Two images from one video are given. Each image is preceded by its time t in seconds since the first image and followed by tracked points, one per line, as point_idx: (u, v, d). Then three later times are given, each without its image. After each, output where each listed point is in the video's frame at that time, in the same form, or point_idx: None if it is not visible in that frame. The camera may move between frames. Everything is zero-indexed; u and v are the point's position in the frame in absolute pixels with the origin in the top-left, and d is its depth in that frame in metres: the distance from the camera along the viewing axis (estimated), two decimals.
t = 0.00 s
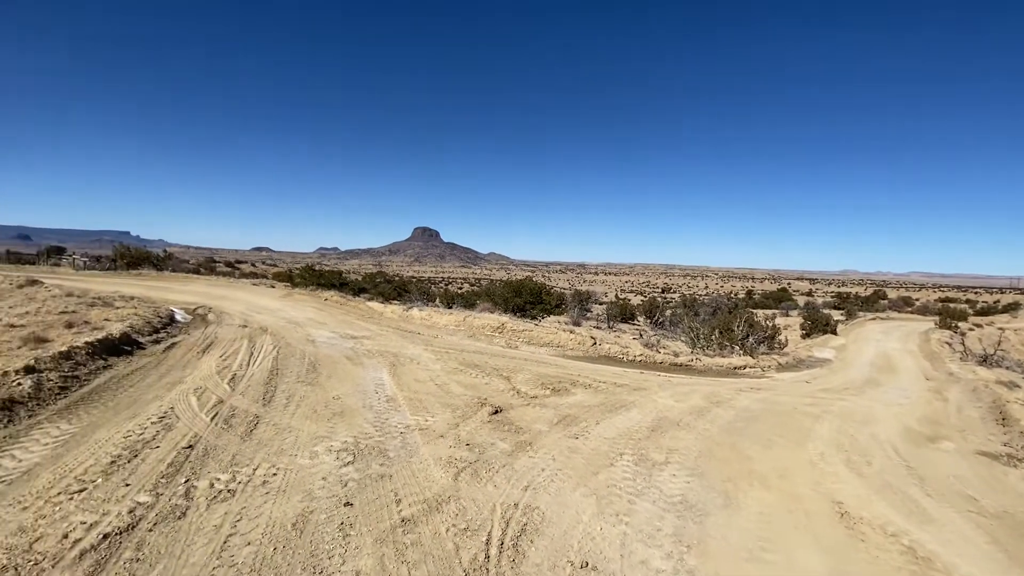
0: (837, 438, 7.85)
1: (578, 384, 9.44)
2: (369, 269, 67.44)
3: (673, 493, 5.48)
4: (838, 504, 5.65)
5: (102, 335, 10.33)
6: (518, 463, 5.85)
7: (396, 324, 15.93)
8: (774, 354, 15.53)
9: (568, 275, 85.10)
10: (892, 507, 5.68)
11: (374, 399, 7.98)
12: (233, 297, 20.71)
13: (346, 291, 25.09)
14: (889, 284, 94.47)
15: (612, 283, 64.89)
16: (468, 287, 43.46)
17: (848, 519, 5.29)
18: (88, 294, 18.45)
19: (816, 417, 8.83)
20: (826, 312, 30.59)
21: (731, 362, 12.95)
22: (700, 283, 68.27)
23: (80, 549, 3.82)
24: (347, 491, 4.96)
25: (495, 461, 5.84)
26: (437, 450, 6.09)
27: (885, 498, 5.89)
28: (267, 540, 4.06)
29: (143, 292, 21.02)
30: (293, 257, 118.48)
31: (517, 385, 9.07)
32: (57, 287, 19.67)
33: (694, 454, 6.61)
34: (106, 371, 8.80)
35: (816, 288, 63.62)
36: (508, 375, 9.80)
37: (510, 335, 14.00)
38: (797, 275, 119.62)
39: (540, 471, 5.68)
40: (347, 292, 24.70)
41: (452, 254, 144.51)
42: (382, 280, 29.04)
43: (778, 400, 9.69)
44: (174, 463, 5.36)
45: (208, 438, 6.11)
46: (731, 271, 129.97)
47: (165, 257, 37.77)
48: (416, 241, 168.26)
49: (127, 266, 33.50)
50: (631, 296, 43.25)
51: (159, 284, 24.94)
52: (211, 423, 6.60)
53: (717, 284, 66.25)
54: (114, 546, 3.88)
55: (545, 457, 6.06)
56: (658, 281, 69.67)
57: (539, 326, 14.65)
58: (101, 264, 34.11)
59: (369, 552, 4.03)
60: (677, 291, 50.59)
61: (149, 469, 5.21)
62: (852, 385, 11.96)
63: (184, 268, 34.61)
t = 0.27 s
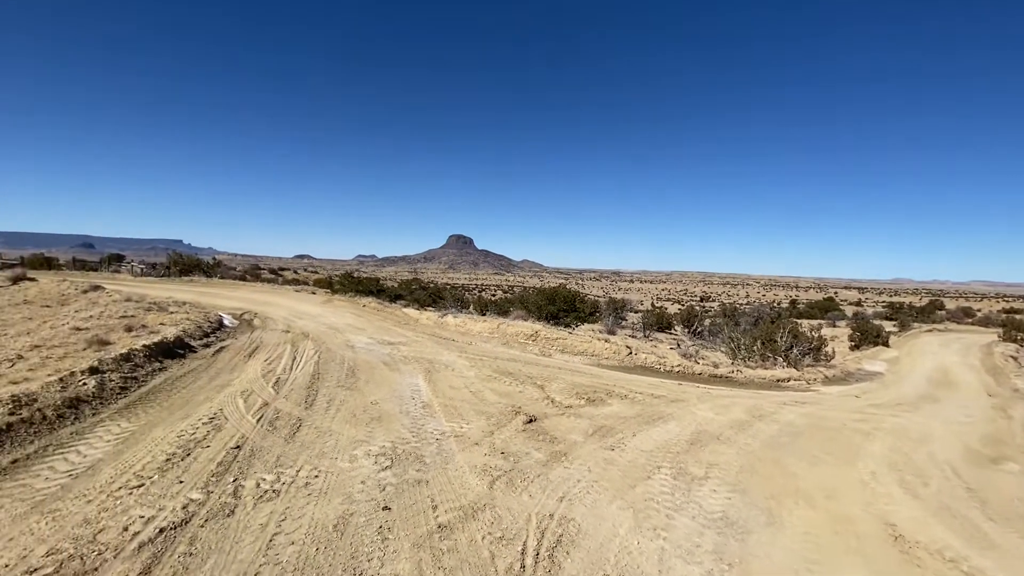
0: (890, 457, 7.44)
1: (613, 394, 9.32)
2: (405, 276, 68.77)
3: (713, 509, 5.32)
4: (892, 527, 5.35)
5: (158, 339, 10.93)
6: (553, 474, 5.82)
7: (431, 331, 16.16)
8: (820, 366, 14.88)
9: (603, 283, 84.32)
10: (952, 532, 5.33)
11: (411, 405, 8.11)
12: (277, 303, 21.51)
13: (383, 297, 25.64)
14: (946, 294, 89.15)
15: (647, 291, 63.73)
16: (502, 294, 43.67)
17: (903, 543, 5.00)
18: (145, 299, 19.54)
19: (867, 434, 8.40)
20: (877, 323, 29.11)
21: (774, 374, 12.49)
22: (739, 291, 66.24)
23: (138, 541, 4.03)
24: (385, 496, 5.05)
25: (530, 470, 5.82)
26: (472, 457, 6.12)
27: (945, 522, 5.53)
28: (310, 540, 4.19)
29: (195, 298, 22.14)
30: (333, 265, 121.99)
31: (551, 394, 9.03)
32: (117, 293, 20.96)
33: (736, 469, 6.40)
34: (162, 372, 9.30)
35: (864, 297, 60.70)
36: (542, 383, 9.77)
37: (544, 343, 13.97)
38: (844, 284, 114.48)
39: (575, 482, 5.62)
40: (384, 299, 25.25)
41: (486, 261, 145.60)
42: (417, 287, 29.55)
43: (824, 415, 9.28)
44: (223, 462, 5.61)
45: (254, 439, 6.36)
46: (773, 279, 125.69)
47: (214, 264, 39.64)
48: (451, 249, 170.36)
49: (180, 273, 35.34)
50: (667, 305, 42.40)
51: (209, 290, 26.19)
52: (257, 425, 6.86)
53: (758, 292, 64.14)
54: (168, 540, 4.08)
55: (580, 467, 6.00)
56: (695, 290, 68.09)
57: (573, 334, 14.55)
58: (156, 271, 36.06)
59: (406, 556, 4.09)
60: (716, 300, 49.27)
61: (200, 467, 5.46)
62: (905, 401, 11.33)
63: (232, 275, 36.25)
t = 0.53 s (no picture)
0: (946, 476, 7.02)
1: (648, 403, 9.15)
2: (438, 282, 69.67)
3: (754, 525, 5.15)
4: (949, 551, 5.04)
5: (205, 341, 11.42)
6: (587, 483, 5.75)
7: (463, 336, 16.28)
8: (868, 378, 14.19)
9: (636, 290, 83.13)
10: (1016, 559, 4.98)
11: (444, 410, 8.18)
12: (315, 307, 22.14)
13: (416, 303, 26.03)
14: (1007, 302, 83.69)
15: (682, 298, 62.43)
16: (534, 300, 43.63)
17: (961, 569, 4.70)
18: (193, 302, 20.43)
19: (920, 451, 7.95)
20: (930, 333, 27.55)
21: (817, 386, 11.99)
22: (779, 299, 64.02)
23: (187, 535, 4.22)
24: (420, 499, 5.11)
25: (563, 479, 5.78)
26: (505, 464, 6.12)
27: (1008, 549, 5.17)
28: (348, 541, 4.28)
29: (239, 301, 23.04)
30: (368, 271, 124.60)
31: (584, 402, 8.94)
32: (168, 296, 22.02)
33: (777, 484, 6.17)
34: (208, 373, 9.71)
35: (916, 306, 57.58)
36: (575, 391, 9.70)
37: (576, 350, 13.85)
38: (893, 292, 109.00)
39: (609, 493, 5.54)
40: (417, 304, 25.62)
41: (519, 268, 145.91)
42: (450, 292, 29.86)
43: (873, 430, 8.84)
44: (265, 462, 5.80)
45: (294, 440, 6.55)
46: (815, 286, 120.91)
47: (257, 270, 41.15)
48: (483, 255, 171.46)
49: (225, 279, 36.88)
50: (703, 312, 41.38)
51: (252, 294, 27.22)
52: (297, 426, 7.07)
53: (800, 300, 61.83)
54: (215, 535, 4.25)
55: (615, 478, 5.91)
56: (733, 297, 66.21)
57: (606, 341, 14.38)
58: (203, 276, 37.65)
59: (441, 561, 4.13)
60: (755, 308, 47.75)
61: (244, 465, 5.67)
62: (961, 416, 10.67)
63: (273, 280, 37.54)
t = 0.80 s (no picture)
0: (1003, 494, 6.61)
1: (681, 411, 8.96)
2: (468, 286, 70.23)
3: (795, 540, 4.97)
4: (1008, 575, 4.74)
5: (246, 342, 11.84)
6: (620, 491, 5.68)
7: (494, 340, 16.34)
8: (916, 389, 13.52)
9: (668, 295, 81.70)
10: None
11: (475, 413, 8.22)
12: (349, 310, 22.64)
13: (447, 306, 26.27)
14: None
15: (715, 303, 61.13)
16: (563, 304, 43.41)
17: None
18: (234, 305, 21.18)
19: (975, 467, 7.51)
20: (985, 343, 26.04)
21: (861, 396, 11.50)
22: (819, 305, 61.77)
23: (230, 529, 4.37)
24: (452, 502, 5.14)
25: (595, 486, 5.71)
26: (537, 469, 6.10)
27: None
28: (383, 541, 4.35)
29: (277, 304, 23.77)
30: (400, 275, 126.48)
31: (616, 409, 8.83)
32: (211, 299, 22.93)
33: (819, 498, 5.94)
34: (249, 373, 10.07)
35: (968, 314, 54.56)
36: (606, 397, 9.59)
37: (607, 356, 13.70)
38: (943, 299, 103.60)
39: (643, 502, 5.45)
40: (448, 308, 25.88)
41: (548, 272, 145.54)
42: (480, 296, 30.04)
43: (922, 444, 8.41)
44: (303, 460, 5.97)
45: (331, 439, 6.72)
46: (858, 292, 116.10)
47: (293, 273, 42.39)
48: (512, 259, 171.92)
49: (264, 282, 38.12)
50: (739, 318, 40.27)
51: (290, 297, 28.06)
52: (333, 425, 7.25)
53: (841, 307, 59.50)
54: (256, 530, 4.39)
55: (648, 487, 5.81)
56: (769, 303, 64.25)
57: (638, 347, 14.18)
58: (242, 279, 38.99)
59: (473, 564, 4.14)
60: (793, 315, 46.20)
61: (283, 463, 5.84)
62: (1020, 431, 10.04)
63: (309, 283, 38.60)
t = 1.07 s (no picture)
0: None
1: (713, 418, 8.77)
2: (494, 288, 70.62)
3: (835, 554, 4.79)
4: None
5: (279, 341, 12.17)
6: (650, 498, 5.58)
7: (520, 343, 16.35)
8: (963, 399, 12.89)
9: (697, 299, 80.23)
10: None
11: (502, 416, 8.23)
12: (378, 311, 23.01)
13: (474, 309, 26.43)
14: None
15: (747, 308, 59.63)
16: (590, 307, 43.18)
17: None
18: (268, 306, 21.80)
19: None
20: None
21: (903, 406, 11.02)
22: (857, 310, 59.63)
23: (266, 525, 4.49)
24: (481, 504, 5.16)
25: (625, 492, 5.64)
26: (565, 473, 6.06)
27: None
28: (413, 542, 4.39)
29: (309, 305, 24.37)
30: (426, 277, 128.38)
31: (645, 415, 8.70)
32: (247, 299, 23.68)
33: (860, 511, 5.72)
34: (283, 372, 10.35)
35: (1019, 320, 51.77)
36: (635, 402, 9.46)
37: (635, 360, 13.52)
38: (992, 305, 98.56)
39: (674, 510, 5.35)
40: (475, 310, 26.03)
41: (575, 275, 144.95)
42: (507, 299, 30.12)
43: (971, 457, 8.00)
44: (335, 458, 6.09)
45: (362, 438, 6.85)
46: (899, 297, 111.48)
47: (324, 275, 43.36)
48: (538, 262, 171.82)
49: (297, 283, 39.25)
50: (771, 323, 39.23)
51: (321, 298, 28.74)
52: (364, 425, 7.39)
53: (880, 312, 57.29)
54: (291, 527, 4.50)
55: (680, 494, 5.70)
56: (803, 308, 62.39)
57: (667, 352, 13.95)
58: (276, 281, 40.11)
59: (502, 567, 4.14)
60: (828, 320, 44.74)
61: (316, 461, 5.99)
62: None
63: (339, 284, 39.45)
